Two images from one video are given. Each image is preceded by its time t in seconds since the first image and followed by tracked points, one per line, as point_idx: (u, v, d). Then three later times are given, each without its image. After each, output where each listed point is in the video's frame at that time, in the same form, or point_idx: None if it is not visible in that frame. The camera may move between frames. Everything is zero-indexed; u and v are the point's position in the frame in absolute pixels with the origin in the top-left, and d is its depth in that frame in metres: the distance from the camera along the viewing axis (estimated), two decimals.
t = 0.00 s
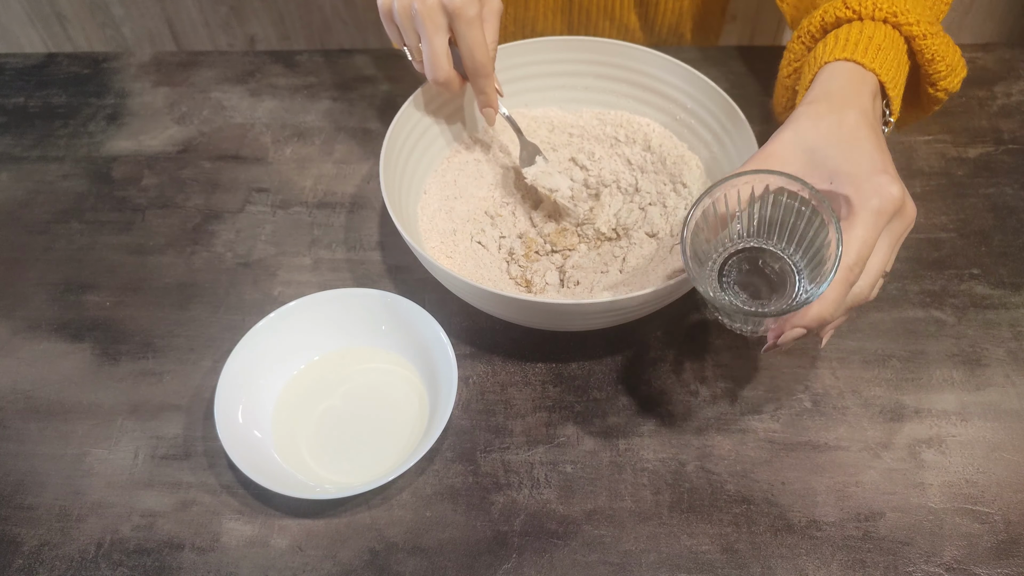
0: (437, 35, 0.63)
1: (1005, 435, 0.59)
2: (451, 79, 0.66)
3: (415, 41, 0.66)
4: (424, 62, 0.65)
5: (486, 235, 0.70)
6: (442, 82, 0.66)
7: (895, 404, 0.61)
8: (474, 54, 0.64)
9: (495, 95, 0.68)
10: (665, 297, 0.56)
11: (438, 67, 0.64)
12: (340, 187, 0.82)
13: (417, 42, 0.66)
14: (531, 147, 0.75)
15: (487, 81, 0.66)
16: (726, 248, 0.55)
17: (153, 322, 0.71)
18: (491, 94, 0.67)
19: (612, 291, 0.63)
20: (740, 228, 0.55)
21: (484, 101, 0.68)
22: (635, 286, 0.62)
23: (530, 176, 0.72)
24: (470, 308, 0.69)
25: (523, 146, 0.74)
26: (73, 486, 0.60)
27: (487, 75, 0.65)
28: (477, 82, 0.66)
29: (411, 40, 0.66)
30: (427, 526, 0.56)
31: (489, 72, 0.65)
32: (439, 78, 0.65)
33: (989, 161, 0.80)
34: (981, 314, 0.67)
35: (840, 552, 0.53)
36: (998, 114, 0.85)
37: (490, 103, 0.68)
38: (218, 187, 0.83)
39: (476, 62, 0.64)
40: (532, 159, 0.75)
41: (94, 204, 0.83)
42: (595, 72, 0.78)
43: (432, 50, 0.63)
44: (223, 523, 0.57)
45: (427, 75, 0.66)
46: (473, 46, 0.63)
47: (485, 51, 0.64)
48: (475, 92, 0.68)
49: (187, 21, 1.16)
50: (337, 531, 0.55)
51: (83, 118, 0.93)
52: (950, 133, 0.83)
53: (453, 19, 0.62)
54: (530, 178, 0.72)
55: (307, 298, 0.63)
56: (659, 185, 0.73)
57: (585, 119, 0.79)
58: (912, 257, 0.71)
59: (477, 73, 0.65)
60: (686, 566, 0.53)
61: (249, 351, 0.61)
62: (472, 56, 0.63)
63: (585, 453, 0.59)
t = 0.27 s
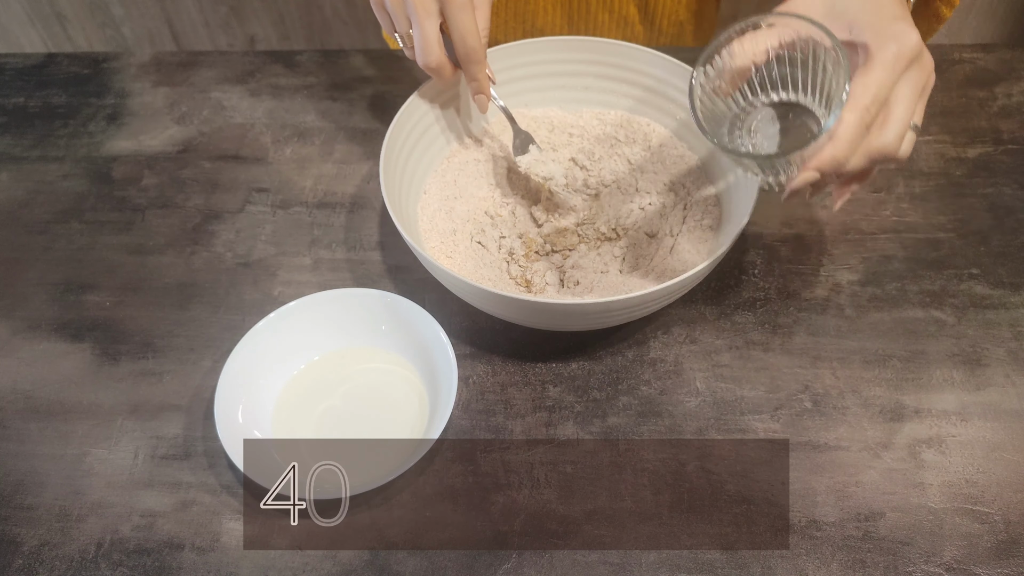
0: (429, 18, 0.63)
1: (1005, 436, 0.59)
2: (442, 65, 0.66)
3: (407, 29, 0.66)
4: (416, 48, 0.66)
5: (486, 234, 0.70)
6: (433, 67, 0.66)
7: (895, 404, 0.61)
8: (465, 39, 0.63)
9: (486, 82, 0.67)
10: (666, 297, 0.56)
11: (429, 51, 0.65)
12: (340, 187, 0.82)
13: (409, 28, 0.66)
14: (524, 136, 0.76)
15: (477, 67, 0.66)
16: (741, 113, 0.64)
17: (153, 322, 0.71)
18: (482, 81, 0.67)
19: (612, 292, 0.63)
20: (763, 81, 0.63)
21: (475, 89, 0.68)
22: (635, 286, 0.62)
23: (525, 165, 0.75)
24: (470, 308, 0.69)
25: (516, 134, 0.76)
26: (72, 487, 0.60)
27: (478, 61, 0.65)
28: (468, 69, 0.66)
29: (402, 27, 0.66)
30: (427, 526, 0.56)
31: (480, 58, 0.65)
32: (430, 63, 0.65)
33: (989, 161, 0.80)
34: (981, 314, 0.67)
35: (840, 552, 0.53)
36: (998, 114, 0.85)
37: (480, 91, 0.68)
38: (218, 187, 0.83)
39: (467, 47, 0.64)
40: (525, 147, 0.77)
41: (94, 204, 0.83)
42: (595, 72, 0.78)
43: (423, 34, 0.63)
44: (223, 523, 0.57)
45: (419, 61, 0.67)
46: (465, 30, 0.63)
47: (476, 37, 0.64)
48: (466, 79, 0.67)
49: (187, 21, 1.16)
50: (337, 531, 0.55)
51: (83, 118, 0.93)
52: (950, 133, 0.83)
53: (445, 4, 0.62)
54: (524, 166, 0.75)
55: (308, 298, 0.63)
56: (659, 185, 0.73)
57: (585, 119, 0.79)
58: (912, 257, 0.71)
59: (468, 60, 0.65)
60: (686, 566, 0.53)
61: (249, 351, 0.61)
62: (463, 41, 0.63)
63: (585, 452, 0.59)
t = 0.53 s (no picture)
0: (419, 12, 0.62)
1: (1005, 436, 0.59)
2: (434, 58, 0.65)
3: (397, 21, 0.65)
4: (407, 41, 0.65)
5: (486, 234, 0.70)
6: (425, 61, 0.65)
7: (895, 404, 0.61)
8: (457, 31, 0.63)
9: (478, 73, 0.67)
10: (666, 296, 0.56)
11: (420, 45, 0.64)
12: (340, 187, 0.82)
13: (399, 21, 0.65)
14: (517, 129, 0.76)
15: (470, 59, 0.65)
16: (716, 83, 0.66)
17: (153, 322, 0.71)
18: (475, 73, 0.67)
19: (612, 291, 0.63)
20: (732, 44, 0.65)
21: (468, 80, 0.67)
22: (635, 286, 0.63)
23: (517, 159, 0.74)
24: (470, 308, 0.69)
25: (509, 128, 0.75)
26: (72, 487, 0.60)
27: (471, 53, 0.65)
28: (460, 61, 0.66)
29: (393, 20, 0.65)
30: (427, 526, 0.56)
31: (473, 50, 0.64)
32: (422, 57, 0.65)
33: (989, 162, 0.80)
34: (981, 314, 0.67)
35: (840, 552, 0.53)
36: (998, 114, 0.85)
37: (472, 81, 0.67)
38: (218, 187, 0.83)
39: (459, 40, 0.63)
40: (519, 141, 0.76)
41: (94, 204, 0.83)
42: (596, 72, 0.78)
43: (415, 28, 0.62)
44: (223, 523, 0.57)
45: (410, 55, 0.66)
46: (457, 24, 0.62)
47: (468, 28, 0.63)
48: (458, 70, 0.67)
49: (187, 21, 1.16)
50: (337, 531, 0.55)
51: (83, 118, 0.93)
52: (950, 133, 0.83)
53: None
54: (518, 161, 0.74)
55: (308, 298, 0.63)
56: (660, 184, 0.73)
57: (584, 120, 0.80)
58: (912, 257, 0.71)
59: (460, 52, 0.65)
60: (686, 566, 0.53)
61: (249, 351, 0.61)
62: (455, 34, 0.63)
63: (585, 451, 0.59)
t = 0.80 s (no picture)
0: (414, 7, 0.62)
1: (1005, 436, 0.59)
2: (429, 56, 0.65)
3: (393, 17, 0.65)
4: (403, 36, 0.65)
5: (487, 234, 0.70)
6: (421, 56, 0.65)
7: (895, 404, 0.61)
8: (451, 28, 0.62)
9: (473, 72, 0.67)
10: (665, 296, 0.55)
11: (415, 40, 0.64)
12: (340, 187, 0.82)
13: (396, 17, 0.65)
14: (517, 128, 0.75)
15: (465, 56, 0.65)
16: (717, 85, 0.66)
17: (153, 322, 0.71)
18: (470, 70, 0.66)
19: (612, 291, 0.63)
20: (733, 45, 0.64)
21: (463, 78, 0.67)
22: (635, 286, 0.63)
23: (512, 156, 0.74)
24: (470, 308, 0.69)
25: (505, 126, 0.74)
26: (72, 487, 0.60)
27: (466, 49, 0.64)
28: (455, 57, 0.65)
29: (390, 15, 0.65)
30: (427, 526, 0.56)
31: (468, 46, 0.64)
32: (417, 52, 0.65)
33: (989, 162, 0.80)
34: (981, 314, 0.67)
35: (840, 552, 0.53)
36: (998, 114, 0.85)
37: (467, 79, 0.67)
38: (217, 187, 0.83)
39: (454, 35, 0.63)
40: (513, 138, 0.75)
41: (94, 204, 0.83)
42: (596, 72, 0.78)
43: (410, 23, 0.62)
44: (223, 523, 0.57)
45: (406, 50, 0.66)
46: (451, 19, 0.62)
47: (463, 24, 0.63)
48: (454, 67, 0.67)
49: (187, 21, 1.16)
50: (337, 531, 0.55)
51: (83, 118, 0.93)
52: (950, 133, 0.83)
53: None
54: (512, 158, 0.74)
55: (308, 298, 0.63)
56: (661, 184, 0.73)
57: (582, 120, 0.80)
58: (912, 257, 0.71)
59: (454, 50, 0.65)
60: (686, 566, 0.53)
61: (249, 351, 0.61)
62: (450, 29, 0.62)
63: (585, 452, 0.59)
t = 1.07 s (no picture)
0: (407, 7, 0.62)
1: (1004, 436, 0.59)
2: (420, 56, 0.66)
3: (386, 18, 0.66)
4: (395, 35, 0.65)
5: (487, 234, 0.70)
6: (413, 56, 0.66)
7: (895, 404, 0.61)
8: (443, 29, 0.63)
9: (463, 74, 0.67)
10: (665, 296, 0.55)
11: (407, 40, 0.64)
12: (340, 187, 0.82)
13: (388, 16, 0.65)
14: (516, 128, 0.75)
15: (457, 56, 0.66)
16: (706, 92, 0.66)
17: (153, 322, 0.71)
18: (462, 70, 0.67)
19: (612, 291, 0.63)
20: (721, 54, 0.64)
21: (454, 78, 0.68)
22: (635, 286, 0.63)
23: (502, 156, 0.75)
24: (470, 308, 0.69)
25: (495, 126, 0.75)
26: (72, 487, 0.60)
27: (458, 50, 0.65)
28: (447, 57, 0.66)
29: (382, 14, 0.66)
30: (427, 526, 0.56)
31: (460, 47, 0.65)
32: (410, 52, 0.65)
33: (989, 161, 0.80)
34: (981, 314, 0.67)
35: (840, 552, 0.53)
36: (998, 114, 0.85)
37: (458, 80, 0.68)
38: (217, 187, 0.83)
39: (446, 36, 0.63)
40: (503, 138, 0.76)
41: (94, 204, 0.83)
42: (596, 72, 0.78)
43: (403, 23, 0.63)
44: (223, 523, 0.57)
45: (398, 50, 0.66)
46: (444, 20, 0.62)
47: (455, 25, 0.63)
48: (445, 67, 0.67)
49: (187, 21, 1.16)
50: (337, 531, 0.55)
51: (83, 118, 0.93)
52: (950, 133, 0.83)
53: None
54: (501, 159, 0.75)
55: (308, 298, 0.63)
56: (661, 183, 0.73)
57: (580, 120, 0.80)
58: (912, 257, 0.71)
59: (445, 50, 0.65)
60: (686, 566, 0.53)
61: (249, 351, 0.61)
62: (442, 30, 0.63)
63: (585, 452, 0.59)
